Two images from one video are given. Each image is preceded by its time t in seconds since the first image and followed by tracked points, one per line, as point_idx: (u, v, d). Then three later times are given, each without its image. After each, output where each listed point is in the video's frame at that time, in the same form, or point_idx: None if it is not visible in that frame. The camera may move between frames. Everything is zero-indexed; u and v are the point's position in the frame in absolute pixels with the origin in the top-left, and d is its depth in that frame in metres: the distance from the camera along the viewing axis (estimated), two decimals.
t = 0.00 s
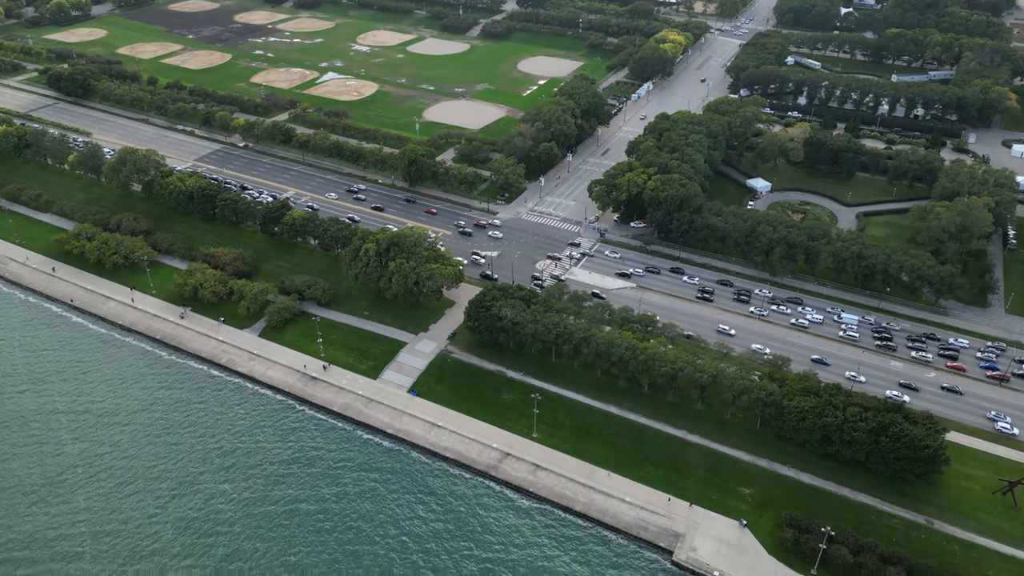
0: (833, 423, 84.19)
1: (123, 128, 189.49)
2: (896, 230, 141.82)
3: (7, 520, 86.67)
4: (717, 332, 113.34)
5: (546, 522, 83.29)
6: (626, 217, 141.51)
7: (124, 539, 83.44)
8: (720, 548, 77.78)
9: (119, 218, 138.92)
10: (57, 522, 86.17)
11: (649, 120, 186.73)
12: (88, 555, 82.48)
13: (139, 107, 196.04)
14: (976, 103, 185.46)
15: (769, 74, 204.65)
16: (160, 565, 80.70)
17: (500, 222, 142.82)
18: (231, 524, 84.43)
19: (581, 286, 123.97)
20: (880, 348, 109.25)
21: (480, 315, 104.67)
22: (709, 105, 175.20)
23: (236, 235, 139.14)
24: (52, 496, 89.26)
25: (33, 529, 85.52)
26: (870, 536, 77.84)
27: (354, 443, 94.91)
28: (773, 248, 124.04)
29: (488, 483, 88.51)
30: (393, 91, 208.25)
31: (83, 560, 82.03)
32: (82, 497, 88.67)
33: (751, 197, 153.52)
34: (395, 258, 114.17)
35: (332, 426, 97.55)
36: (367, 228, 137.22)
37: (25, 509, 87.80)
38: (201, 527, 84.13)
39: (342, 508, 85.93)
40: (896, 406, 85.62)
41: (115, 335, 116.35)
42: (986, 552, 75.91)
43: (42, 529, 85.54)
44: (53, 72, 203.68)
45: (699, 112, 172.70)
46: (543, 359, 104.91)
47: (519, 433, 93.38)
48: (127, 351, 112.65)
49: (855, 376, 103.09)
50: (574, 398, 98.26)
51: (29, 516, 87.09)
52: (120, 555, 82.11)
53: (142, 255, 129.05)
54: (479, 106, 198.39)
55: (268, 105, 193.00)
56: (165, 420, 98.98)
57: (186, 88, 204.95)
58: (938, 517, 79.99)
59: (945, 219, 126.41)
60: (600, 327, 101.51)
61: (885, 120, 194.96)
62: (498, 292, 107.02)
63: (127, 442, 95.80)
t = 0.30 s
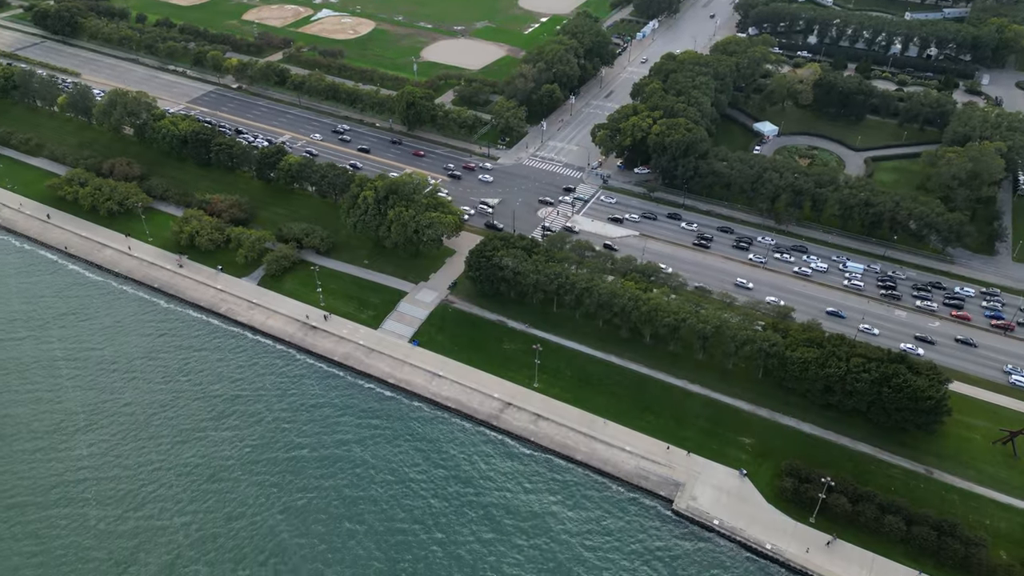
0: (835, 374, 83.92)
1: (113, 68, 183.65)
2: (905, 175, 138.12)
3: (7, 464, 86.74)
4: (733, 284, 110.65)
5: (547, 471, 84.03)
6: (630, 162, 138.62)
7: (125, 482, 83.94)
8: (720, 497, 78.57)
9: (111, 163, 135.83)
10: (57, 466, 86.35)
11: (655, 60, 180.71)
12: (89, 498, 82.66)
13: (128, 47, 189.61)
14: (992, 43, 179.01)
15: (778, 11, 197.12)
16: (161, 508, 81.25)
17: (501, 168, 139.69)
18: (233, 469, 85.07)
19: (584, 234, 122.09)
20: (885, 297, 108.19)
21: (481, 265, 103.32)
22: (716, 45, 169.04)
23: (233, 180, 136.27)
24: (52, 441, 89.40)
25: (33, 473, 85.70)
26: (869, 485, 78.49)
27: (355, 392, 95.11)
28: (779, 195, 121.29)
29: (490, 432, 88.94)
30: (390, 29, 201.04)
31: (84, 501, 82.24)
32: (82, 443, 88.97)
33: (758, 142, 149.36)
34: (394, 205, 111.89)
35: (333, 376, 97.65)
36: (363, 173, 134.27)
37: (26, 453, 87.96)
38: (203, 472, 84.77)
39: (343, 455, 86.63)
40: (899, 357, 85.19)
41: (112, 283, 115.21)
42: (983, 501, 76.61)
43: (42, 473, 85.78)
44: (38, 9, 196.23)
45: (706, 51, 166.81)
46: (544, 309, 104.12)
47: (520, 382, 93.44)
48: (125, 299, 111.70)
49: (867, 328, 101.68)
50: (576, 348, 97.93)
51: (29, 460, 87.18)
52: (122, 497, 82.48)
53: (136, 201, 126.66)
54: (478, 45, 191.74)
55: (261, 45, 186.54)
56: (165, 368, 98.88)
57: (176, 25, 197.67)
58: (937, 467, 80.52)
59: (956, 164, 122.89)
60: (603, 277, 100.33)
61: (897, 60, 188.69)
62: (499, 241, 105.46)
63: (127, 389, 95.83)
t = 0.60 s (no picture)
0: (839, 326, 83.23)
1: (98, 6, 176.40)
2: (917, 119, 133.46)
3: (8, 412, 87.01)
4: (754, 240, 107.72)
5: (549, 422, 84.42)
6: (635, 106, 135.21)
7: (126, 431, 84.55)
8: (720, 449, 79.11)
9: (101, 106, 131.62)
10: (58, 415, 86.71)
11: None
12: (91, 446, 83.26)
13: None
14: None
15: None
16: (163, 456, 82.03)
17: (503, 113, 135.58)
18: (234, 419, 85.55)
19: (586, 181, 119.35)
20: (891, 247, 106.27)
21: (482, 215, 101.52)
22: None
23: (226, 125, 132.32)
24: (51, 390, 89.52)
25: (34, 422, 86.00)
26: (869, 437, 78.85)
27: (355, 344, 94.82)
28: (787, 141, 117.60)
29: (491, 384, 88.98)
30: None
31: (86, 450, 82.88)
32: (82, 391, 89.13)
33: (766, 85, 143.97)
34: (393, 152, 109.10)
35: (332, 327, 97.23)
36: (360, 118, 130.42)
37: (26, 402, 88.15)
38: (204, 422, 85.25)
39: (344, 405, 87.03)
40: (905, 309, 84.32)
41: (105, 231, 113.22)
42: (984, 453, 77.06)
43: (43, 421, 86.06)
44: None
45: None
46: (545, 260, 102.70)
47: (522, 334, 92.92)
48: (120, 248, 110.02)
49: (883, 282, 99.53)
50: (578, 299, 97.03)
51: (30, 409, 87.43)
52: (124, 446, 83.11)
53: (128, 147, 123.27)
54: None
55: None
56: (163, 318, 98.27)
57: None
58: (938, 419, 80.73)
59: (970, 109, 118.38)
60: (606, 227, 98.65)
61: None
62: (500, 191, 103.55)
63: (125, 339, 95.48)
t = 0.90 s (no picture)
0: (845, 284, 82.28)
1: None
2: (930, 68, 127.35)
3: (9, 367, 86.97)
4: (776, 199, 104.44)
5: (551, 381, 84.49)
6: (640, 54, 130.31)
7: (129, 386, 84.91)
8: (722, 408, 79.34)
9: (90, 53, 125.12)
10: (59, 371, 86.72)
11: None
12: (94, 402, 83.63)
13: None
14: None
15: None
16: (166, 411, 82.63)
17: (504, 61, 131.02)
18: (236, 377, 85.70)
19: (590, 133, 116.30)
20: (900, 202, 103.92)
21: (483, 169, 99.40)
22: None
23: (219, 73, 126.74)
24: (51, 345, 89.27)
25: (35, 376, 86.15)
26: (872, 396, 78.94)
27: (355, 301, 94.19)
28: (796, 91, 113.43)
29: (493, 342, 88.73)
30: None
31: (89, 406, 83.28)
32: (82, 346, 89.10)
33: (775, 31, 137.54)
34: (391, 103, 105.75)
35: (331, 284, 96.41)
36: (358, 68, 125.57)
37: (26, 358, 87.99)
38: (206, 379, 85.47)
39: (345, 364, 87.10)
40: (912, 267, 83.14)
41: (98, 183, 110.41)
42: (985, 412, 77.28)
43: (44, 375, 86.24)
44: None
45: None
46: (547, 216, 100.75)
47: (524, 292, 92.02)
48: (114, 201, 107.52)
49: (900, 241, 97.41)
50: (581, 256, 95.71)
51: (30, 364, 87.33)
52: (127, 403, 83.49)
53: (119, 96, 118.09)
54: None
55: None
56: (161, 274, 97.19)
57: None
58: (941, 377, 80.74)
59: (986, 58, 113.43)
60: (609, 181, 96.46)
61: None
62: (501, 143, 101.13)
63: (123, 295, 94.69)
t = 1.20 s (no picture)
0: (852, 287, 81.08)
1: None
2: (936, 62, 125.34)
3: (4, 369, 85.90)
4: (796, 203, 102.12)
5: (554, 385, 83.50)
6: (642, 49, 127.98)
7: (126, 390, 83.89)
8: (727, 412, 78.48)
9: (85, 48, 123.23)
10: (54, 372, 85.67)
11: None
12: (90, 405, 82.71)
13: None
14: None
15: None
16: (163, 415, 81.60)
17: (505, 55, 129.07)
18: (233, 379, 84.71)
19: (592, 130, 114.70)
20: (906, 201, 102.50)
21: (483, 168, 97.96)
22: None
23: (216, 68, 124.61)
24: (47, 345, 88.23)
25: (30, 379, 85.09)
26: (879, 401, 78.08)
27: (355, 302, 93.05)
28: (801, 87, 111.61)
29: (494, 345, 87.69)
30: None
31: (85, 409, 82.33)
32: (78, 348, 87.97)
33: (780, 24, 135.13)
34: (390, 100, 104.15)
35: (331, 285, 95.23)
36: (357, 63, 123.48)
37: (21, 359, 86.97)
38: (203, 382, 84.50)
39: (344, 366, 86.08)
40: (920, 269, 81.90)
41: (93, 181, 108.86)
42: (993, 418, 76.51)
43: (39, 379, 85.06)
44: None
45: None
46: (549, 215, 99.35)
47: (525, 293, 90.96)
48: (109, 199, 106.04)
49: (917, 245, 95.62)
50: (583, 257, 94.50)
51: (25, 365, 86.32)
52: (123, 406, 82.56)
53: (115, 91, 115.94)
54: None
55: None
56: (158, 274, 95.97)
57: None
58: (948, 381, 79.92)
59: (993, 54, 111.16)
60: (612, 180, 95.07)
61: None
62: (502, 141, 99.70)
63: (120, 295, 93.52)
